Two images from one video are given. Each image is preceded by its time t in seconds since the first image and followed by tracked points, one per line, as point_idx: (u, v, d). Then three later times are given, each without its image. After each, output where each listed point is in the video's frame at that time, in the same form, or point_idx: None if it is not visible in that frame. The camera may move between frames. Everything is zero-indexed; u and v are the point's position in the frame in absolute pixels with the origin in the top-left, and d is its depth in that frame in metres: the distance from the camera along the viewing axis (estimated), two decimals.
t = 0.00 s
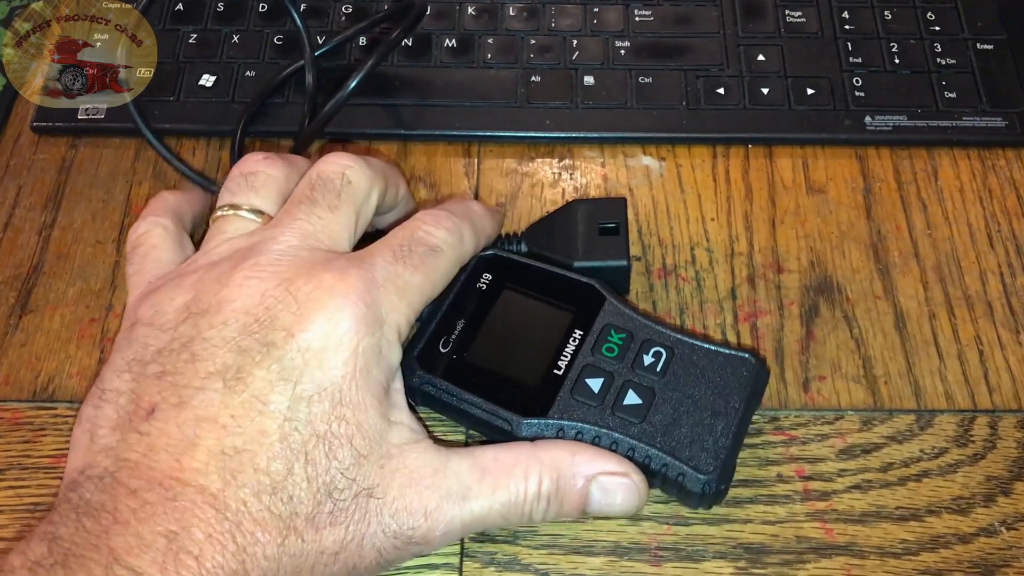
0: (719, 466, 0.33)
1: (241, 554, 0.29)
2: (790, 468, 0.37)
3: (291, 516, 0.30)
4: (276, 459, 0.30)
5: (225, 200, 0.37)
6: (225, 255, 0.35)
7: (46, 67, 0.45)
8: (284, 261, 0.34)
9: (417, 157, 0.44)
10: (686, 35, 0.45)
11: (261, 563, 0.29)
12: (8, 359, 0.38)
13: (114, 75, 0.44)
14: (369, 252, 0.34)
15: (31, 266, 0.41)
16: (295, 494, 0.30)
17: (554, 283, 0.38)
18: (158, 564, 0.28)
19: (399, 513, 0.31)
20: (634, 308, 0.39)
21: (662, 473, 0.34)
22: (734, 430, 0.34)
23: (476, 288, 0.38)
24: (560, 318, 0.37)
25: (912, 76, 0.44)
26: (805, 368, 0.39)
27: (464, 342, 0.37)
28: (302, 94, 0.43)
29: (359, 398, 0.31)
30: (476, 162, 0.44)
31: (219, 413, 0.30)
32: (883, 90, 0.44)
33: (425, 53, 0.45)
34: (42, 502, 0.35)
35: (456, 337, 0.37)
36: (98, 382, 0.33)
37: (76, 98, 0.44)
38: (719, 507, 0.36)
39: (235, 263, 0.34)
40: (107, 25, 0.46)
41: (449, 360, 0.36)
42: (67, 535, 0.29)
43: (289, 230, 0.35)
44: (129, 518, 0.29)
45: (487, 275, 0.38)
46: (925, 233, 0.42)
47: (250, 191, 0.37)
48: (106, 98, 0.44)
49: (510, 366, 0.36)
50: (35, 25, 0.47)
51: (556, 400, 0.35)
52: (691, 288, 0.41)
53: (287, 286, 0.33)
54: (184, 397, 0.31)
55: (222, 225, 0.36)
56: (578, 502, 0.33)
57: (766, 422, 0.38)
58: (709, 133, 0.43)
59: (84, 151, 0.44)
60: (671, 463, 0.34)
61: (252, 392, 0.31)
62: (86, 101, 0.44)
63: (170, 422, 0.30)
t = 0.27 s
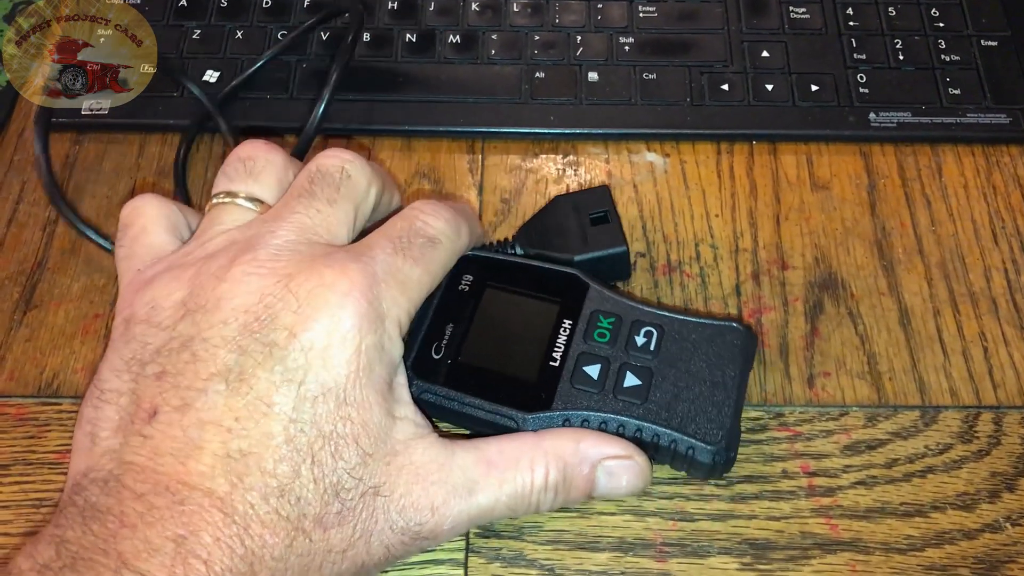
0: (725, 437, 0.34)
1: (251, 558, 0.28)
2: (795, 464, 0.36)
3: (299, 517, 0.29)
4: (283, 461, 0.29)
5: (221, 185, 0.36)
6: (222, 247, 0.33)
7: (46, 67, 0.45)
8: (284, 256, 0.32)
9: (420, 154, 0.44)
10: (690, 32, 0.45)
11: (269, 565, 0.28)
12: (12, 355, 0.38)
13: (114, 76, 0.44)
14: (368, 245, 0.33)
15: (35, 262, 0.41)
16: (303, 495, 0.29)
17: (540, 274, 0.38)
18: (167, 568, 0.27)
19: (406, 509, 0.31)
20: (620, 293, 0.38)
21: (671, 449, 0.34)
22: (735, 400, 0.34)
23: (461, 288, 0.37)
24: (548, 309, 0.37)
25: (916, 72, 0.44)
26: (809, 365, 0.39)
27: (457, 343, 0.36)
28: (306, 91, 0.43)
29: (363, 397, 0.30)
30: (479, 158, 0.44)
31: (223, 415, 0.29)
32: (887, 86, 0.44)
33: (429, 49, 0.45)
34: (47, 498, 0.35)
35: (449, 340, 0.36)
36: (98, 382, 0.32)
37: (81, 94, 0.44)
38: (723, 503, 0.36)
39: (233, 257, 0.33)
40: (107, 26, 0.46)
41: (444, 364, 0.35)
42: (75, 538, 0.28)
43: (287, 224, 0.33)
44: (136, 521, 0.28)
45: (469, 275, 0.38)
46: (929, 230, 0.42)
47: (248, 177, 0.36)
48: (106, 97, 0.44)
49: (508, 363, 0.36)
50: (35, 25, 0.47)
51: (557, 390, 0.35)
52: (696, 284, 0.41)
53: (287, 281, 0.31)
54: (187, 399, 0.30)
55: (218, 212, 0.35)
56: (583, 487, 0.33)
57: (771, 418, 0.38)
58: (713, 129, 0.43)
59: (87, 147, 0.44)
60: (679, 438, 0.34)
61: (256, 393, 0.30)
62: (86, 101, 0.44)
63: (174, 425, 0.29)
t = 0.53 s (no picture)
0: (718, 429, 0.34)
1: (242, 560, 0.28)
2: (791, 465, 0.37)
3: (293, 519, 0.29)
4: (275, 463, 0.29)
5: (220, 186, 0.36)
6: (216, 247, 0.34)
7: (45, 67, 0.45)
8: (275, 256, 0.32)
9: (418, 154, 0.44)
10: (688, 32, 0.45)
11: (262, 566, 0.28)
12: (10, 355, 0.38)
13: (114, 76, 0.44)
14: (361, 244, 0.33)
15: (33, 263, 0.41)
16: (296, 497, 0.29)
17: (522, 278, 0.38)
18: (160, 568, 0.27)
19: (400, 509, 0.31)
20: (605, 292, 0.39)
21: (666, 443, 0.34)
22: (725, 393, 0.34)
23: (446, 294, 0.37)
24: (535, 311, 0.37)
25: (912, 73, 0.44)
26: (805, 365, 0.39)
27: (446, 348, 0.36)
28: (304, 91, 0.43)
29: (357, 399, 0.31)
30: (477, 158, 0.44)
31: (216, 417, 0.29)
32: (883, 87, 0.44)
33: (426, 50, 0.45)
34: (45, 498, 0.35)
35: (437, 346, 0.36)
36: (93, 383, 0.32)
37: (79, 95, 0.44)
38: (720, 503, 0.36)
39: (224, 257, 0.33)
40: (107, 26, 0.46)
41: (433, 370, 0.35)
42: (69, 540, 0.28)
43: (282, 226, 0.33)
44: (129, 522, 0.28)
45: (454, 280, 0.38)
46: (924, 230, 0.42)
47: (248, 180, 0.36)
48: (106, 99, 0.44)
49: (497, 366, 0.36)
50: (36, 25, 0.47)
51: (548, 391, 0.35)
52: (692, 285, 0.41)
53: (278, 282, 0.31)
54: (180, 401, 0.30)
55: (217, 214, 0.35)
56: (578, 484, 0.33)
57: (767, 418, 0.38)
58: (710, 129, 0.43)
59: (85, 147, 0.44)
60: (672, 433, 0.34)
61: (248, 395, 0.30)
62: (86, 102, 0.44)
63: (167, 427, 0.29)
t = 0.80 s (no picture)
0: (709, 429, 0.34)
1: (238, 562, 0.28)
2: (785, 466, 0.37)
3: (288, 519, 0.29)
4: (271, 463, 0.29)
5: (220, 191, 0.36)
6: (214, 250, 0.34)
7: (46, 67, 0.45)
8: (272, 257, 0.33)
9: (414, 157, 0.45)
10: (682, 36, 0.45)
11: (257, 566, 0.29)
12: (8, 358, 0.38)
13: (114, 75, 0.44)
14: (356, 245, 0.33)
15: (30, 266, 0.41)
16: (291, 497, 0.29)
17: (517, 276, 0.38)
18: (155, 569, 0.27)
19: (395, 509, 0.31)
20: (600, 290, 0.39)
21: (657, 441, 0.34)
22: (718, 393, 0.35)
23: (441, 292, 0.37)
24: (530, 310, 0.37)
25: (907, 76, 0.44)
26: (800, 367, 0.39)
27: (441, 347, 0.36)
28: (300, 94, 0.44)
29: (352, 399, 0.31)
30: (473, 162, 0.44)
31: (211, 419, 0.29)
32: (878, 90, 0.44)
33: (422, 53, 0.45)
34: (41, 500, 0.35)
35: (433, 344, 0.36)
36: (89, 385, 0.32)
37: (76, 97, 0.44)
38: (715, 504, 0.36)
39: (220, 258, 0.33)
40: (107, 26, 0.46)
41: (429, 369, 0.36)
42: (65, 541, 0.28)
43: (278, 229, 0.34)
44: (125, 524, 0.28)
45: (449, 278, 0.38)
46: (919, 232, 0.42)
47: (247, 185, 0.36)
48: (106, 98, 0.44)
49: (492, 364, 0.36)
50: (35, 24, 0.47)
51: (542, 388, 0.35)
52: (687, 287, 0.41)
53: (273, 284, 0.31)
54: (176, 401, 0.30)
55: (217, 217, 0.36)
56: (571, 482, 0.34)
57: (762, 420, 0.38)
58: (705, 132, 0.44)
59: (83, 150, 0.44)
60: (664, 431, 0.34)
61: (244, 396, 0.30)
62: (86, 101, 0.44)
63: (162, 429, 0.30)
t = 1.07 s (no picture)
0: (712, 428, 0.34)
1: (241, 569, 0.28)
2: (788, 468, 0.37)
3: (291, 526, 0.29)
4: (272, 471, 0.29)
5: (220, 197, 0.36)
6: (213, 256, 0.34)
7: (46, 67, 0.45)
8: (270, 262, 0.32)
9: (416, 160, 0.45)
10: (684, 37, 0.45)
11: (260, 572, 0.28)
12: (10, 362, 0.38)
13: (114, 75, 0.44)
14: (355, 248, 0.33)
15: (31, 270, 0.41)
16: (294, 504, 0.29)
17: (518, 279, 0.38)
18: None
19: (398, 513, 0.31)
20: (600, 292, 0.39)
21: (660, 441, 0.34)
22: (719, 392, 0.35)
23: (441, 296, 0.37)
24: (530, 312, 0.37)
25: (909, 77, 0.44)
26: (802, 368, 0.39)
27: (442, 351, 0.36)
28: (301, 97, 0.44)
29: (353, 404, 0.31)
30: (475, 163, 0.44)
31: (213, 425, 0.29)
32: (880, 90, 0.44)
33: (424, 55, 0.45)
34: (44, 504, 0.35)
35: (433, 349, 0.36)
36: (91, 390, 0.32)
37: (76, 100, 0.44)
38: (718, 506, 0.36)
39: (219, 264, 0.33)
40: (107, 25, 0.46)
41: (430, 373, 0.35)
42: (68, 548, 0.28)
43: (277, 233, 0.34)
44: (128, 531, 0.28)
45: (448, 283, 0.38)
46: (921, 233, 0.42)
47: (247, 191, 0.36)
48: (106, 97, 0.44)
49: (493, 367, 0.36)
50: (35, 25, 0.47)
51: (544, 390, 0.35)
52: (690, 288, 0.41)
53: (273, 289, 0.31)
54: (176, 409, 0.30)
55: (216, 223, 0.35)
56: (574, 483, 0.34)
57: (765, 421, 0.38)
58: (707, 133, 0.44)
59: (83, 154, 0.44)
60: (667, 431, 0.34)
61: (244, 403, 0.30)
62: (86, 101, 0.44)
63: (163, 435, 0.30)
